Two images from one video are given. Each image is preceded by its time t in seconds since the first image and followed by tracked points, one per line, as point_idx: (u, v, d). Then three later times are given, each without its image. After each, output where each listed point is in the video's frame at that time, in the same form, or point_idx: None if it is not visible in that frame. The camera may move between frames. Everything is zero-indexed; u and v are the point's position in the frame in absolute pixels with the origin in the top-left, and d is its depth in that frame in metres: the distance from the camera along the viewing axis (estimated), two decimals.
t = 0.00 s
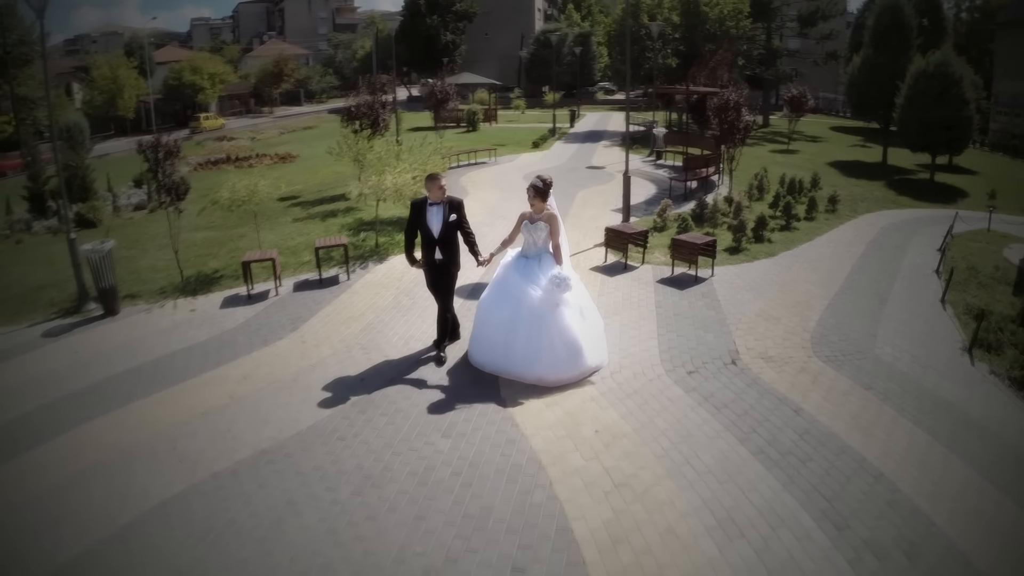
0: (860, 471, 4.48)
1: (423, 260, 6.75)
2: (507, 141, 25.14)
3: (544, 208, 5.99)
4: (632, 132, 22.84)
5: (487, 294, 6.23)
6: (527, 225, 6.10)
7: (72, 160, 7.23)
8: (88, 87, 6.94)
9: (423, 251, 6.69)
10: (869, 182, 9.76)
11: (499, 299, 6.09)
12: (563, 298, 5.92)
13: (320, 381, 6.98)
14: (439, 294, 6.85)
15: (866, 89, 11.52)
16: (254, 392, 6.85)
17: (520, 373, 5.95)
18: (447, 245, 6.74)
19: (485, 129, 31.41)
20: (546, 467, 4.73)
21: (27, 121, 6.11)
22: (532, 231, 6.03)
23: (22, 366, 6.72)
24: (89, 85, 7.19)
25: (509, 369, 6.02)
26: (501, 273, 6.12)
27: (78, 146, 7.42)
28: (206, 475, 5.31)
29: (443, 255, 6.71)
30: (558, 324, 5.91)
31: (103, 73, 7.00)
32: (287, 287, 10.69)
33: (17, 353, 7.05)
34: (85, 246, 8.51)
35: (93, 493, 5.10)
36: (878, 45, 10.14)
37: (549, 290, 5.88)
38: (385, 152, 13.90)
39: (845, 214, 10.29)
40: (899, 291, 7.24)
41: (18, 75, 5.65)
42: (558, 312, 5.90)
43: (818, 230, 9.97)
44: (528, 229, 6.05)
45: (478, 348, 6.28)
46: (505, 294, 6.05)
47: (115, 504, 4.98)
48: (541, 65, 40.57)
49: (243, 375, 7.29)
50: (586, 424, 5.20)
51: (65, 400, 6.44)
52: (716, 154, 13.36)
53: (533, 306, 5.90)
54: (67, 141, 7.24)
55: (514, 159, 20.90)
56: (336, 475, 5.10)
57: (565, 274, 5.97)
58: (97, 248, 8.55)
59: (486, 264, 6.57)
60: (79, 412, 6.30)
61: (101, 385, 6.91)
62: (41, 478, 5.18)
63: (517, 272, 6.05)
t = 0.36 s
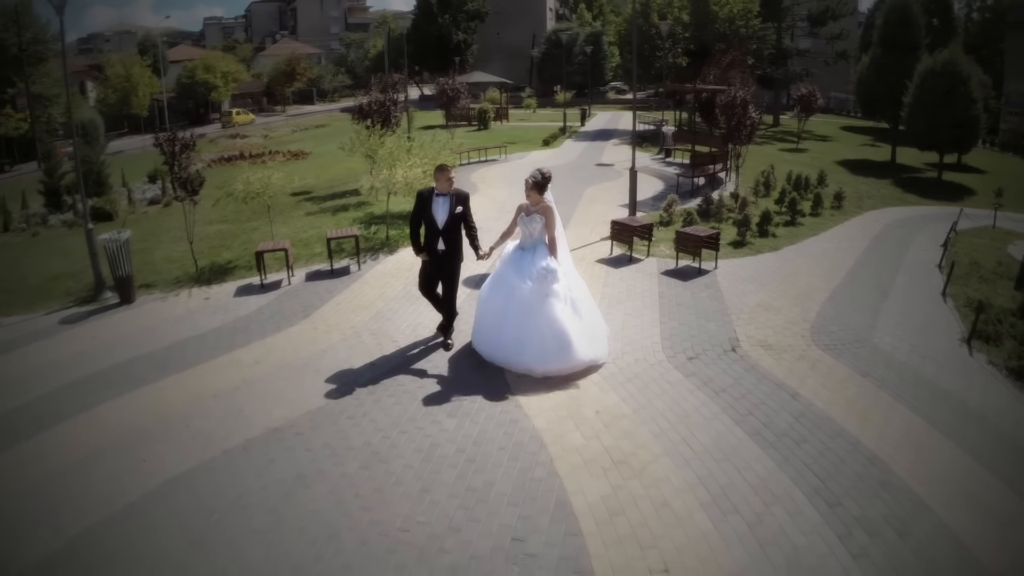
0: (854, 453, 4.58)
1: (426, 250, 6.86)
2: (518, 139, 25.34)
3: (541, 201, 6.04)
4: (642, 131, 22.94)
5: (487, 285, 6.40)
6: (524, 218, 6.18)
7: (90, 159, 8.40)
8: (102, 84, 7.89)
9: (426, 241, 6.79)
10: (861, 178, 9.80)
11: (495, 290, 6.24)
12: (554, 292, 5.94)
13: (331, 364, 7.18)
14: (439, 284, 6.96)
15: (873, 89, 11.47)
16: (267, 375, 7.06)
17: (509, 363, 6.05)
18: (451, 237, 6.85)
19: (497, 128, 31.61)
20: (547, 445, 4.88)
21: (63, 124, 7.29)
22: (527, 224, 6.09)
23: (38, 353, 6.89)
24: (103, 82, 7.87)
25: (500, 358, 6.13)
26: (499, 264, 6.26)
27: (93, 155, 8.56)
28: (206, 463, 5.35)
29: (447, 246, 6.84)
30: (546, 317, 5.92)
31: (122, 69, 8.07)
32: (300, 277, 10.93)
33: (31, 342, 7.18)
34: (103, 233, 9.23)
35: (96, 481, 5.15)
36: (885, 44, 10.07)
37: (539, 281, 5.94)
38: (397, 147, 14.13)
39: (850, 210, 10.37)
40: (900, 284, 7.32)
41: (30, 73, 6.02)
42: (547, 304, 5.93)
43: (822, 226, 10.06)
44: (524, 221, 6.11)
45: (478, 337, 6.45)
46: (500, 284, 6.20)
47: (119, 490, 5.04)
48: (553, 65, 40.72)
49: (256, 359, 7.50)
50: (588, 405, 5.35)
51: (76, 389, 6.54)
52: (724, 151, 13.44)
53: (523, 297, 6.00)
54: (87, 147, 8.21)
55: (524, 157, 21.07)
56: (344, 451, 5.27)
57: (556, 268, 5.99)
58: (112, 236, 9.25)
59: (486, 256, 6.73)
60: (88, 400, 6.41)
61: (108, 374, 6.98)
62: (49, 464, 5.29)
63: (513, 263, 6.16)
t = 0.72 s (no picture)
0: (844, 435, 4.69)
1: (428, 241, 6.95)
2: (525, 137, 25.47)
3: (532, 192, 6.19)
4: (647, 129, 23.06)
5: (481, 276, 6.49)
6: (519, 209, 6.32)
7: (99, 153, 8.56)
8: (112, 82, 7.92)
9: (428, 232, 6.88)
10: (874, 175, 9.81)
11: (490, 280, 6.33)
12: (549, 281, 6.05)
13: (338, 350, 7.36)
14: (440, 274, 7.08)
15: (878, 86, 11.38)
16: (275, 359, 7.24)
17: (504, 352, 6.12)
18: (452, 227, 6.98)
19: (504, 126, 31.77)
20: (546, 425, 5.04)
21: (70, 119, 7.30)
22: (521, 215, 6.24)
23: (53, 340, 7.09)
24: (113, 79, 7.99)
25: (494, 348, 6.21)
26: (493, 255, 6.36)
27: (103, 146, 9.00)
28: (214, 443, 5.49)
29: (448, 237, 6.97)
30: (542, 305, 6.03)
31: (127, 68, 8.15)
32: (307, 268, 11.11)
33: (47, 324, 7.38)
34: (116, 225, 9.60)
35: (105, 458, 5.29)
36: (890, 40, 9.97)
37: (534, 270, 6.04)
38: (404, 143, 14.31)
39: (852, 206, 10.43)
40: (898, 277, 7.40)
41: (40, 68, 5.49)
42: (542, 293, 6.04)
43: (823, 222, 10.17)
44: (518, 213, 6.26)
45: (472, 328, 6.52)
46: (494, 274, 6.30)
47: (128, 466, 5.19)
48: (560, 64, 40.81)
49: (264, 345, 7.68)
50: (586, 389, 5.52)
51: (87, 372, 6.70)
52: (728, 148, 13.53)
53: (519, 286, 6.10)
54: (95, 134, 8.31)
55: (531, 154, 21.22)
56: (350, 430, 5.46)
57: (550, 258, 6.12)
58: (126, 227, 9.64)
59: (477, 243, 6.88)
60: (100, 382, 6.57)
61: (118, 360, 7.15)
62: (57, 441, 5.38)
63: (508, 254, 6.27)
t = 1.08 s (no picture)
0: (836, 418, 4.79)
1: (419, 236, 6.94)
2: (531, 135, 25.58)
3: (520, 185, 6.31)
4: (653, 128, 23.13)
5: (470, 272, 6.50)
6: (505, 204, 6.42)
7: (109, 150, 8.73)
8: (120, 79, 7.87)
9: (421, 227, 6.91)
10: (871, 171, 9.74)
11: (482, 276, 6.37)
12: (543, 274, 6.20)
13: (343, 336, 7.51)
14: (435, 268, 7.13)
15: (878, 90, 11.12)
16: (282, 345, 7.40)
17: (505, 348, 6.18)
18: (444, 221, 7.05)
19: (510, 124, 31.90)
20: (544, 408, 5.20)
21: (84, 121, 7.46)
22: (510, 210, 6.34)
23: (72, 323, 7.29)
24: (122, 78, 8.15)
25: (494, 344, 6.26)
26: (483, 251, 6.40)
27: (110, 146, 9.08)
28: (224, 420, 5.67)
29: (441, 231, 7.02)
30: (540, 298, 6.16)
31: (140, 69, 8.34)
32: (314, 259, 11.26)
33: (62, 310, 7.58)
34: (127, 217, 9.77)
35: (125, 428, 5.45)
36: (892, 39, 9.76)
37: (530, 264, 6.15)
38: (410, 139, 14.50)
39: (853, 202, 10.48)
40: (897, 271, 7.47)
41: (54, 68, 5.27)
42: (539, 286, 6.18)
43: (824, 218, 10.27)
44: (506, 207, 6.35)
45: (466, 326, 6.52)
46: (487, 271, 6.34)
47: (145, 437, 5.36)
48: (567, 63, 40.87)
49: (271, 331, 7.83)
50: (584, 373, 5.69)
51: (107, 351, 6.91)
52: (731, 144, 13.61)
53: (516, 281, 6.19)
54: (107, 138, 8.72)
55: (536, 151, 21.35)
56: (354, 410, 5.64)
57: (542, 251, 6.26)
58: (137, 219, 9.84)
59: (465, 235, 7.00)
60: (116, 361, 6.75)
61: (134, 343, 7.35)
62: (82, 408, 5.55)
63: (499, 249, 6.34)
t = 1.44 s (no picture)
0: (834, 405, 4.87)
1: (406, 229, 6.99)
2: (543, 132, 25.69)
3: (517, 177, 6.42)
4: (664, 126, 23.14)
5: (465, 262, 6.55)
6: (504, 194, 6.52)
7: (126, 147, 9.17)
8: (134, 77, 8.85)
9: (408, 221, 6.92)
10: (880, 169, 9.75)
11: (478, 265, 6.44)
12: (541, 265, 6.34)
13: (354, 324, 7.68)
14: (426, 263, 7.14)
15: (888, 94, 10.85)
16: (294, 332, 7.57)
17: (501, 337, 6.29)
18: (433, 215, 7.00)
19: (522, 122, 32.01)
20: (548, 392, 5.39)
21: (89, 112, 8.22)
22: (509, 201, 6.46)
23: (87, 312, 7.53)
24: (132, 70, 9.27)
25: (490, 333, 6.35)
26: (482, 240, 6.47)
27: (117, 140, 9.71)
28: (233, 404, 5.82)
29: (429, 224, 6.98)
30: (539, 289, 6.31)
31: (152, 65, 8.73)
32: (326, 251, 11.44)
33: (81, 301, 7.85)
34: (143, 208, 10.00)
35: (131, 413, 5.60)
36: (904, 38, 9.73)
37: (531, 255, 6.28)
38: (421, 135, 14.72)
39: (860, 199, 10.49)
40: (901, 266, 7.49)
41: (68, 66, 5.72)
42: (537, 277, 6.33)
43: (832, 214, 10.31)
44: (505, 199, 6.46)
45: (459, 314, 6.54)
46: (485, 260, 6.41)
47: (152, 420, 5.51)
48: (578, 62, 40.92)
49: (284, 319, 8.02)
50: (590, 359, 5.90)
51: (118, 340, 7.10)
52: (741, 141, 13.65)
53: (516, 270, 6.29)
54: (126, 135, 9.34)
55: (548, 149, 21.46)
56: (361, 393, 5.79)
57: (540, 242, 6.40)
58: (152, 210, 10.05)
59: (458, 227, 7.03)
60: (128, 348, 6.95)
61: (147, 330, 7.56)
62: (88, 395, 5.71)
63: (497, 239, 6.43)
